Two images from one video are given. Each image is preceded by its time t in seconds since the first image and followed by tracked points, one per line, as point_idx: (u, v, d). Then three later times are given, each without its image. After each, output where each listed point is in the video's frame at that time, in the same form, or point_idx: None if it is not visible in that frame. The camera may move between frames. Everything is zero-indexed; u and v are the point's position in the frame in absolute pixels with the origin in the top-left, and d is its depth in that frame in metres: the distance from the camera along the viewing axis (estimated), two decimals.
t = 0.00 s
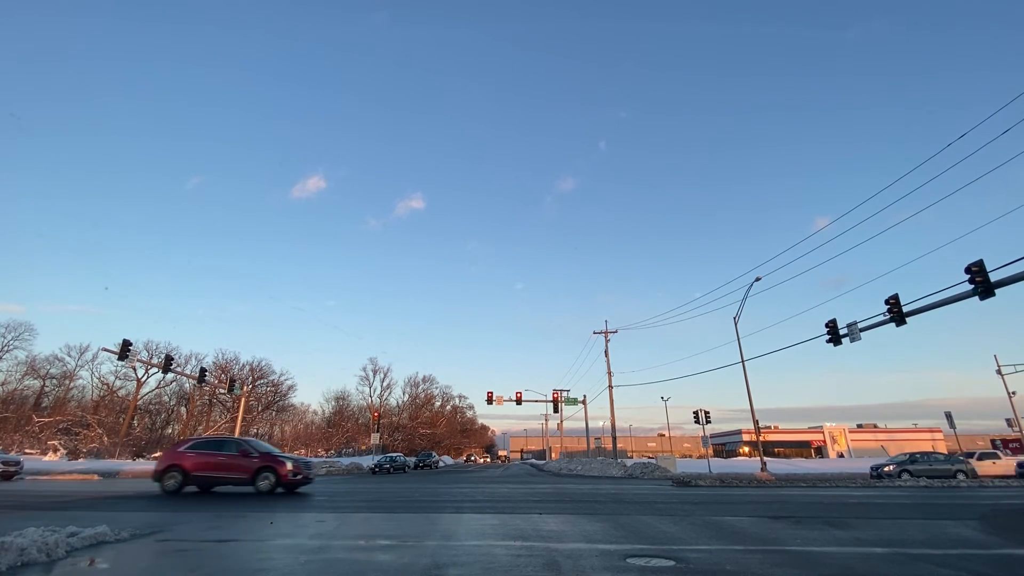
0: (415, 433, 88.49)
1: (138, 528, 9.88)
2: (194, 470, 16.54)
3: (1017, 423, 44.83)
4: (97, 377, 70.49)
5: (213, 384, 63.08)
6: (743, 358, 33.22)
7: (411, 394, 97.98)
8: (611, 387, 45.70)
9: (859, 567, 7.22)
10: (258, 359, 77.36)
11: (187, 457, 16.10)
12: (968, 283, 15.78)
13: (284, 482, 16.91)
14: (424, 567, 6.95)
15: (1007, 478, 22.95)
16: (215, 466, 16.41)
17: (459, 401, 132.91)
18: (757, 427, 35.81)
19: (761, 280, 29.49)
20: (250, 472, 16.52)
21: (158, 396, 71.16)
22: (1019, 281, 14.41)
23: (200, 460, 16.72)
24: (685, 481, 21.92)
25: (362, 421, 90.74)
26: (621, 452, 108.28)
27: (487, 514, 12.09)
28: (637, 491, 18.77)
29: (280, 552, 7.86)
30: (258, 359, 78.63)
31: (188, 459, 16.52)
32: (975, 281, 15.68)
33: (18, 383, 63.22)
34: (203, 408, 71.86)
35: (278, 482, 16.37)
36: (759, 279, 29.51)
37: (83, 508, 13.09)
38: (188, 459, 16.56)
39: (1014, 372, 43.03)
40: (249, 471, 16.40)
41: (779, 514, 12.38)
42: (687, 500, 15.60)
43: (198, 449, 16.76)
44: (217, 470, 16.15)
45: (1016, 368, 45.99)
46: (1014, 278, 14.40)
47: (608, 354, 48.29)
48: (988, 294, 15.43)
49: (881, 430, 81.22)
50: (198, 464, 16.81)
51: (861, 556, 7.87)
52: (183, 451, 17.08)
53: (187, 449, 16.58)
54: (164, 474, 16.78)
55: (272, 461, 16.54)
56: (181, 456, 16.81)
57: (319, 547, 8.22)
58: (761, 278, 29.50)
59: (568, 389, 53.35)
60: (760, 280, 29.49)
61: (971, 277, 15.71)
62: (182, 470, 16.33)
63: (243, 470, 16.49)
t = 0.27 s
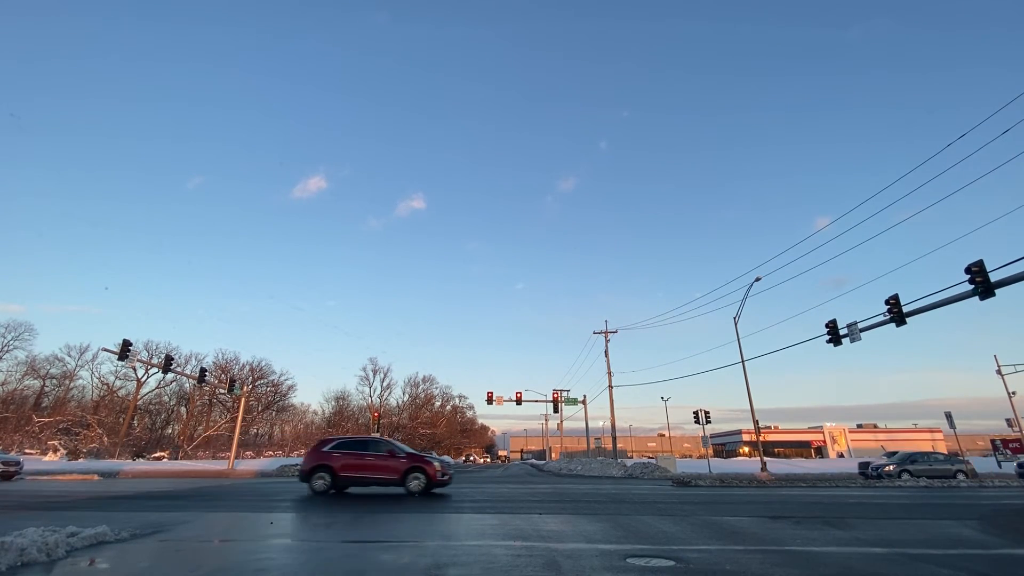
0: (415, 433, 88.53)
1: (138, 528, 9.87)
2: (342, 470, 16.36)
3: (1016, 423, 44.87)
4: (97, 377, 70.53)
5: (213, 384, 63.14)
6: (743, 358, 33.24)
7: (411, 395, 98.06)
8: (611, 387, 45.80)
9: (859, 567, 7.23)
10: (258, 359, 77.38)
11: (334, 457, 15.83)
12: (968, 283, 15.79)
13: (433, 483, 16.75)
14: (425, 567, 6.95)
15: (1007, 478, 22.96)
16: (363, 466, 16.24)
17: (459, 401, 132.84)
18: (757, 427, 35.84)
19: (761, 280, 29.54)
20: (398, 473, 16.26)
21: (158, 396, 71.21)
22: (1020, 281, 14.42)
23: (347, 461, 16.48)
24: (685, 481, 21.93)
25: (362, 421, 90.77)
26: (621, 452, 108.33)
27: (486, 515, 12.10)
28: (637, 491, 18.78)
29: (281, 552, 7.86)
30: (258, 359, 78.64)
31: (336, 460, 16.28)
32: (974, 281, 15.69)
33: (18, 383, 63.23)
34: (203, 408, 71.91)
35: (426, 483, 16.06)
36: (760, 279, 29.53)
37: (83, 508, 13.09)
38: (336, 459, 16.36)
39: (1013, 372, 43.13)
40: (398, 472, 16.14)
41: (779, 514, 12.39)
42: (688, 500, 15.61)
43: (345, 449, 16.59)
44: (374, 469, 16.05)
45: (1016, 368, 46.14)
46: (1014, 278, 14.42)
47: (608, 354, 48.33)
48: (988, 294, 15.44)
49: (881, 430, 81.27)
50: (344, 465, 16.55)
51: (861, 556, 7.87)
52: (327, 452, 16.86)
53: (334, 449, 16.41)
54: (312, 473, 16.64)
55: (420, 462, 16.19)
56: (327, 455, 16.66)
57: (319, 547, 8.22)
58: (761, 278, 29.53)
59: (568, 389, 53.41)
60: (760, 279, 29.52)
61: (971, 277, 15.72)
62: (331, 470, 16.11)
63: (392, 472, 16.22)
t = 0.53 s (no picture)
0: (415, 433, 88.52)
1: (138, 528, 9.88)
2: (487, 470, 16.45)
3: (1017, 423, 44.86)
4: (97, 377, 70.53)
5: (213, 384, 63.15)
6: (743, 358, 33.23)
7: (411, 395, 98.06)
8: (610, 387, 45.81)
9: (859, 567, 7.23)
10: (258, 359, 77.36)
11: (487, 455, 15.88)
12: (968, 283, 15.79)
13: (582, 483, 16.73)
14: (425, 567, 6.95)
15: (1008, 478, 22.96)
16: (513, 467, 16.27)
17: (459, 401, 132.75)
18: (757, 427, 35.84)
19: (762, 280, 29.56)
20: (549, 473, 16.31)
21: (158, 396, 71.25)
22: (1020, 281, 14.43)
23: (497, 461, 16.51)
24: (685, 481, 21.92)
25: (362, 421, 90.77)
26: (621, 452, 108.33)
27: (486, 515, 12.10)
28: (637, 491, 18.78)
29: (281, 551, 7.86)
30: (258, 359, 78.62)
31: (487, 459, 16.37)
32: (974, 281, 15.69)
33: (18, 383, 63.23)
34: (203, 408, 71.93)
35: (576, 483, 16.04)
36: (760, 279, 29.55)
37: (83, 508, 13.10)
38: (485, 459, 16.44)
39: (1013, 372, 43.14)
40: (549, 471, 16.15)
41: (779, 514, 12.39)
42: (688, 500, 15.62)
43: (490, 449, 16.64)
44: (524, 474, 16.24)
45: (1017, 368, 46.20)
46: (1014, 278, 14.42)
47: (608, 354, 48.37)
48: (988, 294, 15.45)
49: (881, 430, 81.28)
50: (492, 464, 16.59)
51: (861, 556, 7.87)
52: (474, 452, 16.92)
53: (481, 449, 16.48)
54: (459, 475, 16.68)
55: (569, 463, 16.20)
56: (474, 456, 16.74)
57: (319, 547, 8.23)
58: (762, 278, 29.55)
59: (568, 389, 53.45)
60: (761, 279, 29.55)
61: (971, 277, 15.73)
62: (482, 470, 16.13)
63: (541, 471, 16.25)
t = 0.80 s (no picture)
0: (415, 433, 88.48)
1: (138, 528, 9.87)
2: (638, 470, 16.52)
3: (1016, 423, 44.87)
4: (97, 377, 70.44)
5: (213, 384, 63.13)
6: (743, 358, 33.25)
7: (411, 394, 98.08)
8: (610, 387, 45.79)
9: (859, 567, 7.23)
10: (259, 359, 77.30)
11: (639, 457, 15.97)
12: (968, 283, 15.80)
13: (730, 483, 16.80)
14: (424, 567, 6.95)
15: (1008, 478, 22.96)
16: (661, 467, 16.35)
17: (459, 401, 132.25)
18: (757, 427, 35.80)
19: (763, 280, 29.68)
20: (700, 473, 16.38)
21: (158, 396, 71.20)
22: (1020, 281, 14.44)
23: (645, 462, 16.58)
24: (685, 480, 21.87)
25: (362, 421, 90.74)
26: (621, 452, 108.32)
27: (486, 514, 12.09)
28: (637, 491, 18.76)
29: (280, 551, 7.85)
30: (258, 359, 78.54)
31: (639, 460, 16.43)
32: (974, 281, 15.69)
33: (18, 383, 63.17)
34: (203, 408, 71.88)
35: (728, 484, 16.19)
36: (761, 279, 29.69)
37: (82, 508, 13.10)
38: (634, 459, 16.47)
39: (1014, 373, 43.11)
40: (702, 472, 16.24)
41: (779, 514, 12.38)
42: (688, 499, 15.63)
43: (639, 449, 16.73)
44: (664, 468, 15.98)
45: (1017, 368, 46.31)
46: (1014, 278, 14.43)
47: (608, 354, 48.39)
48: (988, 294, 15.44)
49: (881, 430, 81.25)
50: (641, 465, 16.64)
51: (862, 556, 7.86)
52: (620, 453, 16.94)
53: (631, 448, 16.55)
54: (606, 477, 16.58)
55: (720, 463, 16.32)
56: (622, 456, 16.74)
57: (319, 547, 8.22)
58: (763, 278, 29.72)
59: (568, 389, 53.45)
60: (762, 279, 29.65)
61: (971, 277, 15.73)
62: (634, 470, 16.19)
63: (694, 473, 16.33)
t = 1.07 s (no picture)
0: (415, 433, 88.48)
1: (138, 528, 9.87)
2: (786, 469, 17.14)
3: (1016, 423, 44.83)
4: (97, 377, 70.49)
5: (213, 384, 63.15)
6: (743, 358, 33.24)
7: (411, 394, 98.12)
8: (610, 387, 45.76)
9: (859, 567, 7.23)
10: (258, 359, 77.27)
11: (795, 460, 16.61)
12: (968, 283, 15.79)
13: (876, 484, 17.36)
14: (424, 567, 6.94)
15: (1008, 478, 22.96)
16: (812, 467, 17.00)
17: (459, 401, 132.05)
18: (757, 427, 35.81)
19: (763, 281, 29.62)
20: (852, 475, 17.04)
21: (158, 396, 71.21)
22: (1019, 281, 14.44)
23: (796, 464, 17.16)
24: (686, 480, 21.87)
25: (362, 421, 90.74)
26: (621, 452, 108.36)
27: (486, 514, 12.10)
28: (637, 491, 18.73)
29: (281, 551, 7.85)
30: (258, 359, 78.54)
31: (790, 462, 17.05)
32: (974, 281, 15.69)
33: (18, 383, 63.20)
34: (203, 408, 71.88)
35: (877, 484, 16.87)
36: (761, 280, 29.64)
37: (82, 508, 13.09)
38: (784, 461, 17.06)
39: (1013, 373, 43.13)
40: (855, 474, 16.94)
41: (779, 514, 12.38)
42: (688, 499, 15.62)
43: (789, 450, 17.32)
44: (825, 455, 16.69)
45: (1017, 368, 46.40)
46: (1014, 278, 14.43)
47: (608, 354, 48.37)
48: (988, 294, 15.45)
49: (881, 430, 81.23)
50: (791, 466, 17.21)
51: (861, 556, 7.86)
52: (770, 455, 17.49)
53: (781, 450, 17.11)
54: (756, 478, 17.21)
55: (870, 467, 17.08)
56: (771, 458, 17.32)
57: (319, 547, 8.22)
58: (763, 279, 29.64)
59: (568, 389, 53.49)
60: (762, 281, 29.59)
61: (971, 277, 15.72)
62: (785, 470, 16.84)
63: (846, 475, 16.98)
